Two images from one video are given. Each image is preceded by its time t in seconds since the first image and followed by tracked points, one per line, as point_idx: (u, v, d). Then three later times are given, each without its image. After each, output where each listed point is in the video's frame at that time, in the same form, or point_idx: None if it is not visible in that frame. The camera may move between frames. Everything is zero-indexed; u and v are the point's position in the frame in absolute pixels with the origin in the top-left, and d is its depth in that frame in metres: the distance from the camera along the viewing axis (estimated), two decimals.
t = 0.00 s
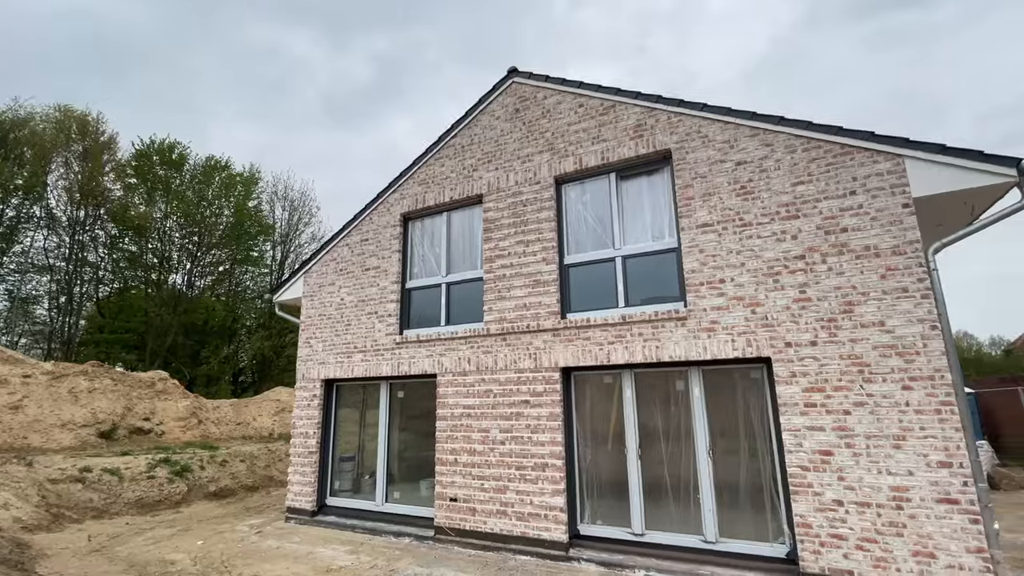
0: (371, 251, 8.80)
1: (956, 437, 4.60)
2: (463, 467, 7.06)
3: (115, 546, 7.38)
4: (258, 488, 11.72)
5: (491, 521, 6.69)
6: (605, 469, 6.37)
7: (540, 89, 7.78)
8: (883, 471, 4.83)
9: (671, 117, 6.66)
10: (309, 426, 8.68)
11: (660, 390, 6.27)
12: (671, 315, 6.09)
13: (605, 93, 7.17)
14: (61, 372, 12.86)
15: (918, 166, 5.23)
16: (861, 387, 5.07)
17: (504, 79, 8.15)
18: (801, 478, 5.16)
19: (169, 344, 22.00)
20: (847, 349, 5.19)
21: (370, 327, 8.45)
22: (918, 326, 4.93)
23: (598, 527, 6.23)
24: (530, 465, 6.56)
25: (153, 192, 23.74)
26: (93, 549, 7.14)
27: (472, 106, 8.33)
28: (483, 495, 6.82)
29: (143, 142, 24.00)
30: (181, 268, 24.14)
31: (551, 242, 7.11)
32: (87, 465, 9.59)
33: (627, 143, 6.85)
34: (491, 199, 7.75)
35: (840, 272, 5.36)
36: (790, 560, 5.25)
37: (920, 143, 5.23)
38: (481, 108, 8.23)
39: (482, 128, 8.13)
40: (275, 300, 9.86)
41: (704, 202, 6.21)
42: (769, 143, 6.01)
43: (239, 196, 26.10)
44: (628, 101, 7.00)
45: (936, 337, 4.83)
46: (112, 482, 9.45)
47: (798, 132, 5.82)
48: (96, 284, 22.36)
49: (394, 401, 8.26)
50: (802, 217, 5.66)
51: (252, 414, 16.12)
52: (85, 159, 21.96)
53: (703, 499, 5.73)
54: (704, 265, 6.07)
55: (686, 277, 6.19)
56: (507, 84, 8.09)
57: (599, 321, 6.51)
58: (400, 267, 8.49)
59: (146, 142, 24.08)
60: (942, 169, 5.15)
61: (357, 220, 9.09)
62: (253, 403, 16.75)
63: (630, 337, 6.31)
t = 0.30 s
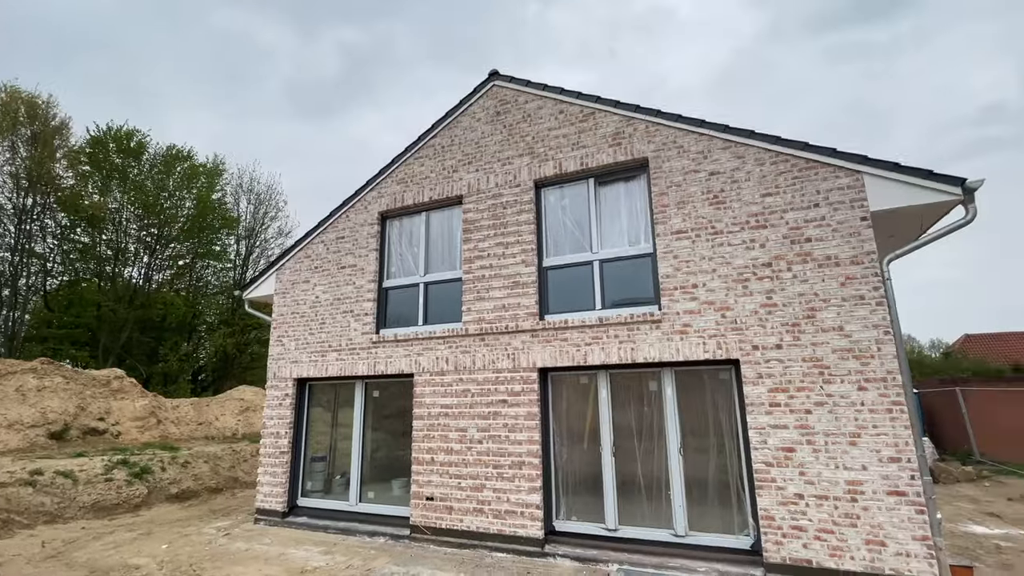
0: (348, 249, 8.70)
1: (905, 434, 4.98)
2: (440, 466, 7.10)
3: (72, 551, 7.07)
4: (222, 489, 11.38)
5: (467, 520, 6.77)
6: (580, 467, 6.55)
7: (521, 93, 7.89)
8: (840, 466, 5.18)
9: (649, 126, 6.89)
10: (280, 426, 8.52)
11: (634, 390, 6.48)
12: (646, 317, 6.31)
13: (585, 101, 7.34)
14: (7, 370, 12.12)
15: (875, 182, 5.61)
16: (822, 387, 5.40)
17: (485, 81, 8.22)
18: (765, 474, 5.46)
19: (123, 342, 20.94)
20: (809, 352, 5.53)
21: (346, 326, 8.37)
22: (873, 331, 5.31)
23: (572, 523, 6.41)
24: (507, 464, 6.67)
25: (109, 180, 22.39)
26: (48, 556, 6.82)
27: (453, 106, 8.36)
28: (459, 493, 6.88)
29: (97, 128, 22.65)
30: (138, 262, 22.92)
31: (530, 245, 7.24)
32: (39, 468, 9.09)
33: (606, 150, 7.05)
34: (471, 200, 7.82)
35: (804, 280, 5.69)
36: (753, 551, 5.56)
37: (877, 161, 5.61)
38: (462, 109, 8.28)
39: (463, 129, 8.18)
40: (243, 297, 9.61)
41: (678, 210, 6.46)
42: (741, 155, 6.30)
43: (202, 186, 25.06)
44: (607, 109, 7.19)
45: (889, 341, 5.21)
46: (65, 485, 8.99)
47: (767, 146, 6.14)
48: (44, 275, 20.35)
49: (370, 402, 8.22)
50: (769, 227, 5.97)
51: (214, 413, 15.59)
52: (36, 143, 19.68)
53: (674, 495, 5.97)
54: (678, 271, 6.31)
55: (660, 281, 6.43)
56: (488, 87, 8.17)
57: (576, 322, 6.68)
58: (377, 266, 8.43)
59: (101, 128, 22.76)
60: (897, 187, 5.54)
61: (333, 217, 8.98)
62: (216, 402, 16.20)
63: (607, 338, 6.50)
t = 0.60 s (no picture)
0: (330, 244, 8.62)
1: (870, 428, 5.32)
2: (424, 462, 7.14)
3: (38, 553, 6.80)
4: (192, 489, 11.09)
5: (451, 515, 6.84)
6: (563, 461, 6.71)
7: (508, 94, 7.98)
8: (810, 458, 5.49)
9: (633, 131, 7.08)
10: (258, 423, 8.37)
11: (617, 387, 6.67)
12: (629, 316, 6.51)
13: (572, 103, 7.49)
14: None
15: (846, 191, 5.95)
16: (794, 384, 5.71)
17: (472, 80, 8.27)
18: (741, 466, 5.72)
19: (82, 337, 19.94)
20: (783, 350, 5.83)
21: (328, 322, 8.30)
22: (842, 331, 5.64)
23: (555, 517, 6.57)
24: (492, 459, 6.77)
25: (67, 168, 21.30)
26: (13, 558, 6.55)
27: (440, 104, 8.38)
28: (444, 489, 6.94)
29: (56, 112, 21.70)
30: (97, 253, 21.70)
31: (516, 244, 7.35)
32: None
33: (592, 153, 7.22)
34: (457, 198, 7.87)
35: (779, 282, 5.99)
36: (729, 540, 5.84)
37: (847, 171, 5.96)
38: (449, 107, 8.30)
39: (450, 127, 8.22)
40: (219, 292, 9.40)
41: (661, 213, 6.68)
42: (721, 161, 6.56)
43: (169, 176, 23.91)
44: (593, 112, 7.36)
45: (856, 341, 5.55)
46: (26, 485, 8.61)
47: (746, 154, 6.42)
48: None
49: (351, 399, 8.18)
50: (747, 231, 6.25)
51: (181, 411, 15.13)
52: None
53: (654, 488, 6.20)
54: (660, 271, 6.53)
55: (643, 282, 6.64)
56: (475, 86, 8.22)
57: (561, 320, 6.83)
58: (361, 262, 8.39)
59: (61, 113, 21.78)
60: (865, 196, 5.90)
61: (315, 211, 8.87)
62: (183, 400, 15.72)
63: (591, 336, 6.67)
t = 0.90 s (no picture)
0: (315, 242, 8.55)
1: (840, 424, 5.62)
2: (410, 459, 7.19)
3: (8, 556, 6.60)
4: (167, 489, 10.84)
5: (437, 511, 6.91)
6: (548, 458, 6.85)
7: (496, 95, 8.05)
8: (784, 453, 5.77)
9: (620, 136, 7.26)
10: (239, 421, 8.26)
11: (601, 385, 6.85)
12: (614, 317, 6.68)
13: (560, 107, 7.62)
14: None
15: (820, 200, 6.25)
16: (770, 383, 5.98)
17: (461, 81, 8.31)
18: (720, 461, 5.97)
19: (45, 333, 18.73)
20: (760, 350, 6.09)
21: (312, 319, 8.24)
22: (816, 333, 5.93)
23: (540, 512, 6.72)
24: (478, 456, 6.87)
25: (31, 156, 20.41)
26: None
27: (428, 103, 8.39)
28: (430, 486, 7.01)
29: (18, 98, 20.82)
30: (62, 246, 21.04)
31: (504, 244, 7.46)
32: None
33: (579, 156, 7.36)
34: (445, 198, 7.92)
35: (757, 285, 6.26)
36: (708, 532, 6.09)
37: (822, 181, 6.25)
38: (437, 107, 8.33)
39: (438, 127, 8.24)
40: (198, 288, 9.22)
41: (646, 216, 6.88)
42: (704, 168, 6.79)
43: (139, 167, 23.09)
44: (581, 116, 7.50)
45: (828, 342, 5.85)
46: None
47: (727, 161, 6.66)
48: None
49: (336, 398, 8.14)
50: (728, 236, 6.50)
51: (153, 410, 14.72)
52: None
53: (637, 484, 6.41)
54: (645, 273, 6.73)
55: (628, 283, 6.83)
56: (464, 87, 8.26)
57: (548, 320, 6.96)
58: (347, 259, 8.35)
59: (24, 99, 20.88)
60: (838, 205, 6.21)
61: (299, 208, 8.78)
62: (154, 398, 15.32)
63: (577, 336, 6.82)
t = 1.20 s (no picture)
0: (302, 237, 8.52)
1: (814, 418, 5.91)
2: (398, 454, 7.27)
3: None
4: (146, 485, 10.68)
5: (425, 504, 7.02)
6: (535, 452, 7.01)
7: (486, 94, 8.14)
8: (762, 446, 6.03)
9: (607, 138, 7.42)
10: (225, 417, 8.22)
11: (587, 380, 7.03)
12: (601, 314, 6.86)
13: (549, 108, 7.74)
14: None
15: (798, 204, 6.52)
16: (749, 378, 6.24)
17: (451, 79, 8.36)
18: (701, 453, 6.21)
19: (13, 326, 17.32)
20: (740, 347, 6.35)
21: (300, 315, 8.23)
22: (792, 331, 6.20)
23: (527, 504, 6.88)
24: (466, 450, 6.99)
25: None
26: None
27: (418, 101, 8.43)
28: (418, 479, 7.11)
29: None
30: (31, 237, 20.27)
31: (493, 241, 7.57)
32: None
33: (567, 156, 7.51)
34: (435, 195, 7.99)
35: (738, 284, 6.50)
36: (688, 521, 6.33)
37: (800, 185, 6.53)
38: (427, 104, 8.37)
39: (428, 124, 8.29)
40: (181, 282, 9.10)
41: (632, 216, 7.07)
42: (689, 171, 7.00)
43: (114, 157, 22.44)
44: (570, 117, 7.64)
45: (804, 339, 6.13)
46: None
47: (711, 165, 6.88)
48: None
49: (323, 393, 8.16)
50: (710, 237, 6.73)
51: (129, 406, 14.42)
52: None
53: (621, 476, 6.61)
54: (630, 272, 6.92)
55: (614, 282, 7.02)
56: (454, 85, 8.31)
57: (536, 317, 7.11)
58: (335, 255, 8.35)
59: None
60: (815, 209, 6.49)
61: (286, 203, 8.73)
62: (130, 394, 15.02)
63: (564, 332, 6.99)
